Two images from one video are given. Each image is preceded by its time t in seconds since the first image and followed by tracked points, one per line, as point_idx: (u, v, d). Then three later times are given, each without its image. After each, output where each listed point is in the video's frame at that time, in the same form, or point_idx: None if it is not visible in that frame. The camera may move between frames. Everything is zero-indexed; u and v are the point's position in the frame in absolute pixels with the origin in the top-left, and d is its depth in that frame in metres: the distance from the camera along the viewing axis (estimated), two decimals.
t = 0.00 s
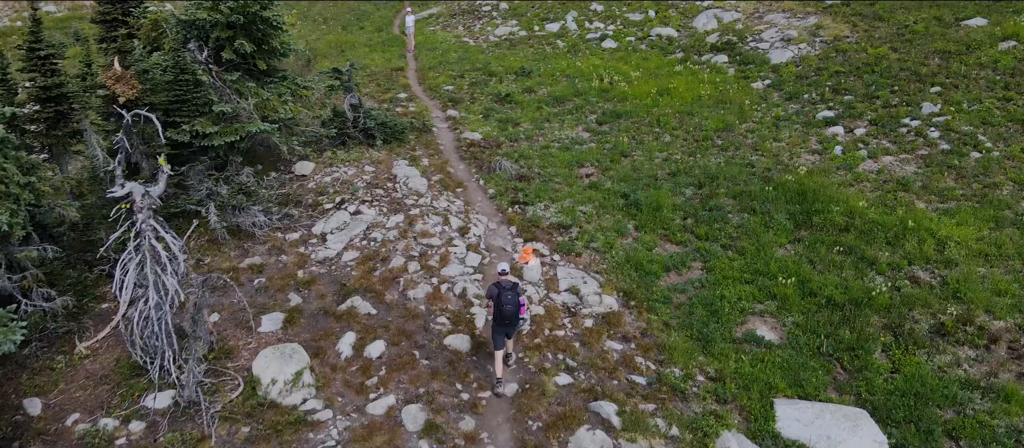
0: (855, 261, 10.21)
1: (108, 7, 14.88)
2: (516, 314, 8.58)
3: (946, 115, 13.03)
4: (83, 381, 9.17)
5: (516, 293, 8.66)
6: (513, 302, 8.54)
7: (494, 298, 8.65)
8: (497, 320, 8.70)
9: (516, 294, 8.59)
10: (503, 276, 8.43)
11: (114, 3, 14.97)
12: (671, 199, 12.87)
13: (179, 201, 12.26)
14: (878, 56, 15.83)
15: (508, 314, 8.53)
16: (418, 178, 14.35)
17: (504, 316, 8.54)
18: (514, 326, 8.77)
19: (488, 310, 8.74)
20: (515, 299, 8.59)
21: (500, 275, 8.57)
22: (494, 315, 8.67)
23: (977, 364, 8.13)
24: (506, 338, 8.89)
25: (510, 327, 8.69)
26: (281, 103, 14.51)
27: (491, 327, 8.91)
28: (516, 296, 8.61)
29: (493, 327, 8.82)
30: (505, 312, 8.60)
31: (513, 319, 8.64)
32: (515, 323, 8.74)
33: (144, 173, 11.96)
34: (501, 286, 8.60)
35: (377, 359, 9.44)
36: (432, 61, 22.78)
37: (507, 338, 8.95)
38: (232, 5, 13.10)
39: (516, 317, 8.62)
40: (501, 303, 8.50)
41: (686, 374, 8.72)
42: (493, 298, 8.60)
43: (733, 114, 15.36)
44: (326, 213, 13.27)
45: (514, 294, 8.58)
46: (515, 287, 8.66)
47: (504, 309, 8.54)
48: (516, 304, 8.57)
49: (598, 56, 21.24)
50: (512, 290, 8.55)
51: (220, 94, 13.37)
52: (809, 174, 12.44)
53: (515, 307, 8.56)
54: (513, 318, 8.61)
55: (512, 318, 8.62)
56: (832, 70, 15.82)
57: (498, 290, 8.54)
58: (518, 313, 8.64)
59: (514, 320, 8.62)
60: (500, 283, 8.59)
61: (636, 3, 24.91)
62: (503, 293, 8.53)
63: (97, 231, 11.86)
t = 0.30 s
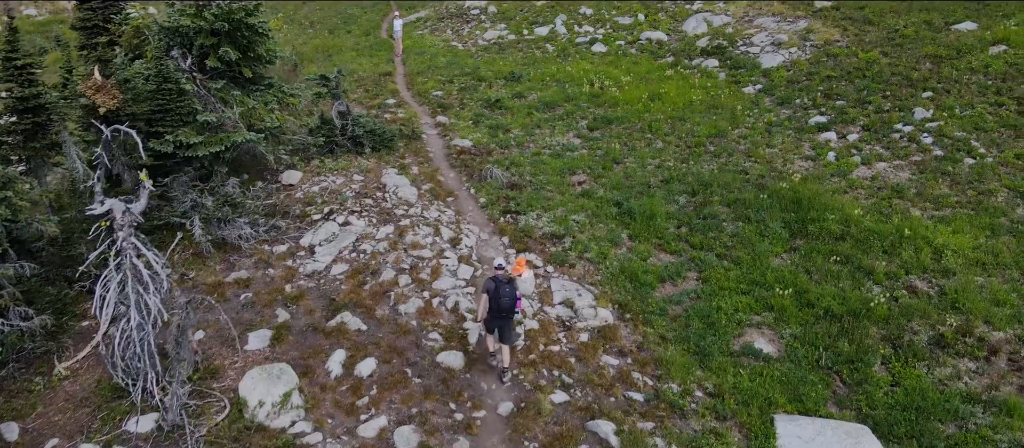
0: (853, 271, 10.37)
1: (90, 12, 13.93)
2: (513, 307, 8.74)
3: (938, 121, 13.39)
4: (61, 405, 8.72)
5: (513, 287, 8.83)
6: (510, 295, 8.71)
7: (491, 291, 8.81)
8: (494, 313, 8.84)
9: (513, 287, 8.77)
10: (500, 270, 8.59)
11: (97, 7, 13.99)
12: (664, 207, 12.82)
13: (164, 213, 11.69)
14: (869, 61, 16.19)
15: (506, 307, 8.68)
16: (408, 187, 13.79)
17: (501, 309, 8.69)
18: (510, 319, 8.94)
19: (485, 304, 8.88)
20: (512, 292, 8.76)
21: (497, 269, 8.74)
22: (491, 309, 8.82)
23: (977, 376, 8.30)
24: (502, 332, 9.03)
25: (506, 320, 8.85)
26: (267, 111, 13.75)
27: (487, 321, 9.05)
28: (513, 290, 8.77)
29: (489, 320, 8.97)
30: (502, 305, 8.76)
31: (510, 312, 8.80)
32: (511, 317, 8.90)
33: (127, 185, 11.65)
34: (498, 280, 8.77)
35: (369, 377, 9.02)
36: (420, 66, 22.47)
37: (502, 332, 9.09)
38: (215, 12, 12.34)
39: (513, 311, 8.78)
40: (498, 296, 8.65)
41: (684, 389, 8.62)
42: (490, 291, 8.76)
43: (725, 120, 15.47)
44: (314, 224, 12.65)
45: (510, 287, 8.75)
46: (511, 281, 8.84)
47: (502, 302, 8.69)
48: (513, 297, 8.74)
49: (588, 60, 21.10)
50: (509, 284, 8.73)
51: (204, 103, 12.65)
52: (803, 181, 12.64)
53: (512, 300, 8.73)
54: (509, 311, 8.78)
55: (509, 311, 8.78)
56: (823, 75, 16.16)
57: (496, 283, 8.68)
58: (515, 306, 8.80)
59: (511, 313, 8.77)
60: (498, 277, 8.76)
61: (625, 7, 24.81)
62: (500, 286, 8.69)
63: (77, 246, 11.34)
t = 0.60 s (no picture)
0: (852, 283, 10.52)
1: (77, 21, 13.52)
2: (503, 309, 8.81)
3: (933, 130, 13.79)
4: (42, 429, 8.38)
5: (503, 289, 8.94)
6: (500, 296, 8.81)
7: (481, 294, 8.92)
8: (485, 315, 8.92)
9: (503, 288, 8.89)
10: (487, 272, 8.72)
11: (84, 16, 13.59)
12: (660, 218, 12.83)
13: (152, 227, 11.23)
14: (863, 70, 16.56)
15: (496, 308, 8.76)
16: (401, 199, 13.37)
17: (492, 310, 8.77)
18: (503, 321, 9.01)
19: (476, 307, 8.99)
20: (501, 293, 8.87)
21: (484, 272, 8.88)
22: (482, 312, 8.91)
23: (979, 391, 8.41)
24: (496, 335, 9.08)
25: (498, 322, 8.93)
26: (257, 123, 13.37)
27: (480, 324, 9.13)
28: (502, 292, 8.89)
29: (482, 323, 9.05)
30: (492, 307, 8.84)
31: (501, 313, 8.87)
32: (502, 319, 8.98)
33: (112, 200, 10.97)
34: (486, 282, 8.90)
35: (361, 396, 8.67)
36: (413, 75, 22.31)
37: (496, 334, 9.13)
38: (204, 22, 11.98)
39: (503, 312, 8.85)
40: (488, 298, 8.76)
41: (684, 407, 8.51)
42: (480, 294, 8.87)
43: (721, 130, 15.64)
44: (305, 237, 12.15)
45: (499, 289, 8.87)
46: (500, 283, 8.97)
47: (492, 304, 8.79)
48: (503, 298, 8.84)
49: (581, 69, 21.05)
50: (497, 285, 8.85)
51: (193, 114, 12.22)
52: (800, 192, 12.86)
53: (502, 301, 8.82)
54: (500, 313, 8.85)
55: (500, 312, 8.86)
56: (818, 84, 16.45)
57: (484, 285, 8.81)
58: (505, 307, 8.88)
59: (501, 315, 8.84)
60: (485, 280, 8.90)
61: (618, 15, 24.83)
62: (488, 289, 8.81)
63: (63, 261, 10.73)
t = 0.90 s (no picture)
0: (856, 299, 10.43)
1: (68, 34, 13.28)
2: (497, 310, 8.85)
3: (934, 142, 14.00)
4: None
5: (498, 291, 8.99)
6: (495, 298, 8.85)
7: (477, 296, 8.97)
8: (480, 316, 8.98)
9: (498, 290, 8.93)
10: (484, 274, 8.75)
11: (75, 29, 13.35)
12: (660, 231, 12.73)
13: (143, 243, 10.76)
14: (862, 80, 16.71)
15: (491, 309, 8.82)
16: (397, 213, 13.03)
17: (487, 312, 8.81)
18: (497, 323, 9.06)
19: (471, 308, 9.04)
20: (496, 295, 8.91)
21: (481, 273, 8.91)
22: (477, 313, 8.97)
23: (988, 409, 8.30)
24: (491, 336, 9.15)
25: (492, 323, 8.98)
26: (251, 135, 13.04)
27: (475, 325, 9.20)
28: (497, 294, 8.93)
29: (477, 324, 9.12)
30: (487, 308, 8.89)
31: (496, 315, 8.91)
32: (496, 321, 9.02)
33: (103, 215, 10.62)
34: (483, 284, 8.94)
35: (359, 419, 8.26)
36: (408, 86, 22.16)
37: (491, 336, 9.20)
38: (197, 35, 11.69)
39: (498, 313, 8.90)
40: (483, 299, 8.80)
41: (688, 428, 8.35)
42: (476, 295, 8.92)
43: (720, 141, 15.66)
44: (300, 252, 11.69)
45: (495, 290, 8.92)
46: (496, 285, 9.01)
47: (487, 305, 8.84)
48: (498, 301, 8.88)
49: (578, 79, 20.99)
50: (494, 287, 8.89)
51: (186, 128, 11.93)
52: (801, 204, 12.85)
53: (497, 303, 8.86)
54: (495, 315, 8.89)
55: (495, 314, 8.90)
56: (817, 94, 16.63)
57: (480, 286, 8.86)
58: (500, 309, 8.92)
59: (496, 316, 8.89)
60: (482, 281, 8.94)
61: (614, 24, 24.80)
62: (485, 290, 8.85)
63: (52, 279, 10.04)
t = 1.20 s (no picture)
0: (869, 318, 10.21)
1: (66, 47, 13.11)
2: (501, 316, 9.10)
3: (943, 156, 13.85)
4: None
5: (504, 296, 9.24)
6: (500, 304, 9.11)
7: (482, 300, 9.23)
8: (484, 320, 9.22)
9: (504, 296, 9.19)
10: (491, 279, 9.02)
11: (73, 42, 13.20)
12: (666, 247, 12.55)
13: (142, 259, 10.69)
14: (869, 93, 16.63)
15: (495, 314, 9.06)
16: (399, 228, 12.83)
17: (490, 317, 9.08)
18: (500, 328, 9.27)
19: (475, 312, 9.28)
20: (502, 301, 9.16)
21: (488, 278, 9.17)
22: (481, 317, 9.21)
23: (1007, 433, 8.07)
24: (492, 341, 9.36)
25: (495, 328, 9.20)
26: (252, 150, 12.85)
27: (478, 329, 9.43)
28: (503, 300, 9.19)
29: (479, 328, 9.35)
30: (491, 313, 9.14)
31: (499, 320, 9.15)
32: (499, 326, 9.25)
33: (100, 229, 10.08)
34: (490, 289, 9.20)
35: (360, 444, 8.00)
36: (411, 97, 22.05)
37: (492, 341, 9.41)
38: (198, 48, 11.54)
39: (501, 319, 9.14)
40: (488, 304, 9.07)
41: None
42: (481, 299, 9.18)
43: (726, 155, 15.55)
44: (301, 269, 11.47)
45: (501, 296, 9.18)
46: (502, 291, 9.26)
47: (491, 310, 9.09)
48: (502, 306, 9.14)
49: (581, 90, 20.89)
50: (500, 293, 9.15)
51: (185, 143, 11.79)
52: (809, 220, 12.68)
53: (501, 309, 9.12)
54: (498, 320, 9.13)
55: (498, 319, 9.14)
56: (823, 106, 16.55)
57: (487, 291, 9.12)
58: (504, 315, 9.17)
59: (499, 321, 9.13)
60: (489, 286, 9.20)
61: (617, 35, 24.72)
62: (490, 295, 9.12)
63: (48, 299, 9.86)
